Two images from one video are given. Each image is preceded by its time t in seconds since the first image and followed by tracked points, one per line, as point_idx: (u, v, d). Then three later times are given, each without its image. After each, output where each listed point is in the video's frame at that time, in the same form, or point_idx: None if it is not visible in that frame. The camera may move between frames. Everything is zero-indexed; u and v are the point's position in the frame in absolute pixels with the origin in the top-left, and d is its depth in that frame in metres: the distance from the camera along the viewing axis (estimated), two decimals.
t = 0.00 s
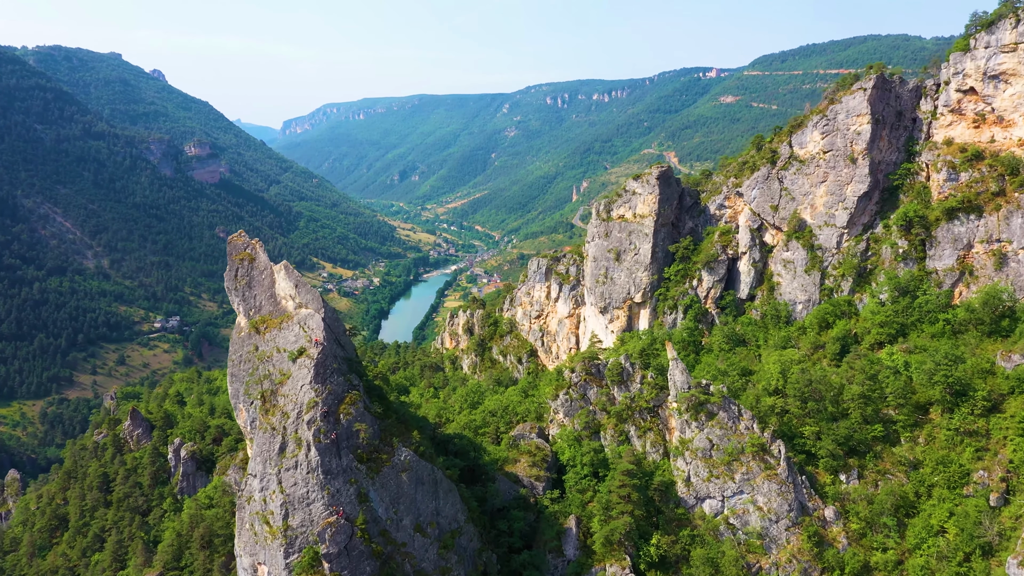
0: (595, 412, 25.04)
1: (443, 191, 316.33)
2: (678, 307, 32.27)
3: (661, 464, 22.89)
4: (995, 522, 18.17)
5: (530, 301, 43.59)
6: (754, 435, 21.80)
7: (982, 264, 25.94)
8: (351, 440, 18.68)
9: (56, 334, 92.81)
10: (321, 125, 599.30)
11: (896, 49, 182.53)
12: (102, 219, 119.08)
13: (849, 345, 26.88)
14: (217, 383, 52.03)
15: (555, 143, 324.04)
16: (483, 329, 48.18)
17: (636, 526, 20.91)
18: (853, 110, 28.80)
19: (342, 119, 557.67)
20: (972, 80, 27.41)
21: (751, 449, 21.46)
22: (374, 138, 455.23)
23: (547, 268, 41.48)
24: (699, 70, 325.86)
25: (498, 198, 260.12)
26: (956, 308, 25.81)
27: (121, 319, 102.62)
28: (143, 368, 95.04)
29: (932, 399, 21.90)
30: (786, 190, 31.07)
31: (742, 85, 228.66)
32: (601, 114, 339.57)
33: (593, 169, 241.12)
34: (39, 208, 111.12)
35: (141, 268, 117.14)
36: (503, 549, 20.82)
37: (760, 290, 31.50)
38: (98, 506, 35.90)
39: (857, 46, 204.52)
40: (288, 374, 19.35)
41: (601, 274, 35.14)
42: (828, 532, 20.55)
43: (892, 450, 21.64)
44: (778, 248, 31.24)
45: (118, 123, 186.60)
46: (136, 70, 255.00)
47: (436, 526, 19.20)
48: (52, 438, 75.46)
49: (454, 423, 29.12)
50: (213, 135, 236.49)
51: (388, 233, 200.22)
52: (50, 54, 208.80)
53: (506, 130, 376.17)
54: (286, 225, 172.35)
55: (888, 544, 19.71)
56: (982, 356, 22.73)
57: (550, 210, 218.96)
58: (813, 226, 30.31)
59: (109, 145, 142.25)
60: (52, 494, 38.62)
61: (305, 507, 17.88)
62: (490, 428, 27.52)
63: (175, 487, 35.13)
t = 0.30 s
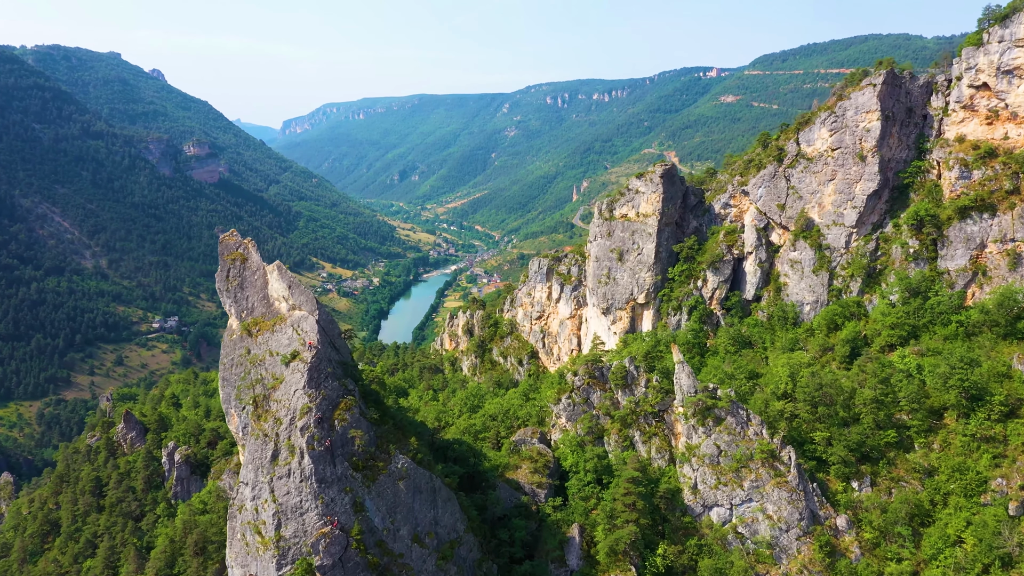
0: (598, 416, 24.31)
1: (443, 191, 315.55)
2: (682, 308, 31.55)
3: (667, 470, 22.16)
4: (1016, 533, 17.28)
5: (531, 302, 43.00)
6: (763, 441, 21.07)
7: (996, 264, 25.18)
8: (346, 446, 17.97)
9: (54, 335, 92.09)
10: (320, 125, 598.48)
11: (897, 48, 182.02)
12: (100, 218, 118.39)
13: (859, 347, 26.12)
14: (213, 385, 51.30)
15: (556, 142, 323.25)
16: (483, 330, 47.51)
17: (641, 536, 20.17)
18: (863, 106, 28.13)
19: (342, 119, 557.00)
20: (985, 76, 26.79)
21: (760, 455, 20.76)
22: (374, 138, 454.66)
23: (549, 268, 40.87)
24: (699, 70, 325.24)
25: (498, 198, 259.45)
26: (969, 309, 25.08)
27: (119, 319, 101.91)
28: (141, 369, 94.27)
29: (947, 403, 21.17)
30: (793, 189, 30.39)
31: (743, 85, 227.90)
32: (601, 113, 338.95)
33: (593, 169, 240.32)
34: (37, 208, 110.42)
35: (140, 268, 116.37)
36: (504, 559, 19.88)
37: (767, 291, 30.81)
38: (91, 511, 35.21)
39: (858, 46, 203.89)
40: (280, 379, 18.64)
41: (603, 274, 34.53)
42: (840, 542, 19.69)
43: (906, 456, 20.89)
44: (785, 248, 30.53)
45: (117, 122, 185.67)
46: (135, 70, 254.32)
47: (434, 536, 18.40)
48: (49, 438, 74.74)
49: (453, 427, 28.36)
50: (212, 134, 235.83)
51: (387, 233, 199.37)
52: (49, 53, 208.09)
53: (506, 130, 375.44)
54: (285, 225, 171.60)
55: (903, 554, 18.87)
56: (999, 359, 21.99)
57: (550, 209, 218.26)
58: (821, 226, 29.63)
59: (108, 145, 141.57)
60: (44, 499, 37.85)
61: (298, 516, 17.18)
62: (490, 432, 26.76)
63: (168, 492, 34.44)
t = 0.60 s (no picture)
0: (602, 421, 23.75)
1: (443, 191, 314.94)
2: (686, 309, 30.96)
3: (673, 476, 21.56)
4: None
5: (532, 303, 42.39)
6: (771, 447, 20.42)
7: (1009, 264, 24.53)
8: (341, 454, 17.33)
9: (51, 335, 91.45)
10: (320, 125, 597.83)
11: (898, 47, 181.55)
12: (99, 218, 117.77)
13: (868, 349, 25.48)
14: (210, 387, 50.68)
15: (556, 142, 322.55)
16: (483, 331, 46.92)
17: (646, 544, 19.51)
18: (871, 103, 27.52)
19: (342, 119, 556.30)
20: (996, 72, 26.18)
21: (769, 462, 20.09)
22: (374, 138, 454.07)
23: (550, 269, 40.27)
24: (699, 70, 324.86)
25: (498, 199, 258.87)
26: (981, 311, 24.40)
27: (117, 320, 101.28)
28: (139, 369, 93.68)
29: (960, 407, 20.51)
30: (799, 187, 29.77)
31: (744, 84, 227.11)
32: (601, 113, 338.32)
33: (594, 169, 239.76)
34: (35, 208, 109.78)
35: (139, 268, 115.70)
36: (505, 569, 19.10)
37: (773, 291, 30.18)
38: (84, 516, 34.53)
39: (859, 45, 203.50)
40: (274, 383, 18.01)
41: (606, 275, 33.95)
42: (851, 551, 19.06)
43: (919, 463, 20.21)
44: (791, 248, 29.95)
45: (116, 122, 185.11)
46: (135, 69, 253.83)
47: (433, 546, 17.77)
48: (47, 439, 74.11)
49: (452, 432, 27.68)
50: (212, 134, 235.32)
51: (387, 233, 198.75)
52: (48, 53, 207.50)
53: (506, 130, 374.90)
54: (285, 225, 171.00)
55: (917, 564, 18.12)
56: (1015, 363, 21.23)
57: (551, 209, 217.67)
58: (829, 225, 29.01)
59: (107, 144, 140.91)
60: (37, 503, 37.22)
61: (291, 526, 16.58)
62: (490, 437, 26.08)
63: (163, 496, 33.87)
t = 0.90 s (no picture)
0: (605, 426, 23.04)
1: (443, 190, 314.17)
2: (690, 311, 30.31)
3: (679, 484, 20.85)
4: None
5: (533, 304, 41.68)
6: (782, 454, 19.68)
7: None
8: (335, 462, 16.61)
9: (49, 336, 90.70)
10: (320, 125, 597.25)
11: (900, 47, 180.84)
12: (97, 218, 117.04)
13: (879, 352, 24.73)
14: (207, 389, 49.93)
15: (556, 142, 321.87)
16: (483, 332, 46.23)
17: (652, 555, 18.76)
18: (881, 99, 26.82)
19: (342, 119, 555.67)
20: (1011, 66, 25.29)
21: (780, 469, 19.34)
22: (374, 138, 453.39)
23: (551, 269, 39.57)
24: (700, 70, 324.11)
25: (498, 199, 258.04)
26: (996, 313, 23.59)
27: (116, 320, 100.48)
28: (137, 370, 92.95)
29: (977, 413, 19.70)
30: (807, 186, 29.07)
31: (744, 84, 226.33)
32: (602, 113, 337.58)
33: (594, 169, 239.00)
34: (33, 207, 109.01)
35: (137, 268, 114.93)
36: None
37: (780, 292, 29.51)
38: (76, 521, 33.76)
39: (860, 45, 202.82)
40: (265, 389, 17.31)
41: (608, 275, 33.30)
42: (866, 563, 18.33)
43: (934, 470, 19.42)
44: (798, 248, 29.26)
45: (116, 121, 184.50)
46: (134, 69, 253.39)
47: (431, 558, 17.04)
48: (43, 441, 73.33)
49: (451, 437, 26.84)
50: (211, 134, 234.73)
51: (387, 233, 197.96)
52: (47, 52, 206.94)
53: (506, 130, 374.05)
54: (285, 225, 170.31)
55: None
56: None
57: (551, 209, 216.93)
58: (837, 224, 28.31)
59: (105, 144, 140.22)
60: (28, 508, 36.45)
61: (284, 537, 15.87)
62: (491, 442, 25.28)
63: (156, 501, 33.27)
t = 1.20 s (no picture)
0: (609, 430, 22.41)
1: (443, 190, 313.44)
2: (694, 312, 29.76)
3: (685, 491, 20.22)
4: None
5: (534, 305, 41.08)
6: (791, 460, 19.01)
7: None
8: (330, 470, 15.98)
9: (46, 336, 89.97)
10: (320, 125, 596.51)
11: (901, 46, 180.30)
12: (96, 218, 116.33)
13: (889, 355, 24.08)
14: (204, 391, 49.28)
15: (556, 142, 321.13)
16: (483, 333, 45.69)
17: (657, 565, 18.07)
18: (890, 96, 26.24)
19: (342, 118, 554.88)
20: None
21: (789, 477, 18.70)
22: (374, 138, 452.66)
23: (552, 269, 38.97)
24: (700, 70, 323.46)
25: (498, 198, 257.31)
26: (1010, 313, 22.89)
27: (114, 320, 99.79)
28: (136, 371, 92.25)
29: (993, 418, 18.99)
30: (813, 184, 28.47)
31: (745, 84, 225.60)
32: (602, 113, 336.92)
33: (594, 168, 238.34)
34: (31, 207, 108.29)
35: (136, 268, 114.22)
36: None
37: (786, 293, 28.93)
38: (68, 526, 33.14)
39: (861, 44, 202.35)
40: (257, 394, 16.68)
41: (610, 275, 32.75)
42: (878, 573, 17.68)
43: (949, 478, 18.72)
44: (805, 248, 28.69)
45: (115, 121, 183.81)
46: (134, 69, 252.69)
47: (428, 569, 16.41)
48: (41, 442, 72.63)
49: (450, 442, 26.13)
50: (211, 134, 233.99)
51: (386, 233, 197.26)
52: (46, 52, 206.12)
53: (506, 130, 373.36)
54: (284, 225, 169.65)
55: None
56: None
57: (551, 209, 216.23)
58: (844, 224, 27.75)
59: (104, 143, 139.59)
60: (20, 513, 35.80)
61: (276, 548, 15.27)
62: (491, 447, 24.60)
63: (150, 506, 32.62)
